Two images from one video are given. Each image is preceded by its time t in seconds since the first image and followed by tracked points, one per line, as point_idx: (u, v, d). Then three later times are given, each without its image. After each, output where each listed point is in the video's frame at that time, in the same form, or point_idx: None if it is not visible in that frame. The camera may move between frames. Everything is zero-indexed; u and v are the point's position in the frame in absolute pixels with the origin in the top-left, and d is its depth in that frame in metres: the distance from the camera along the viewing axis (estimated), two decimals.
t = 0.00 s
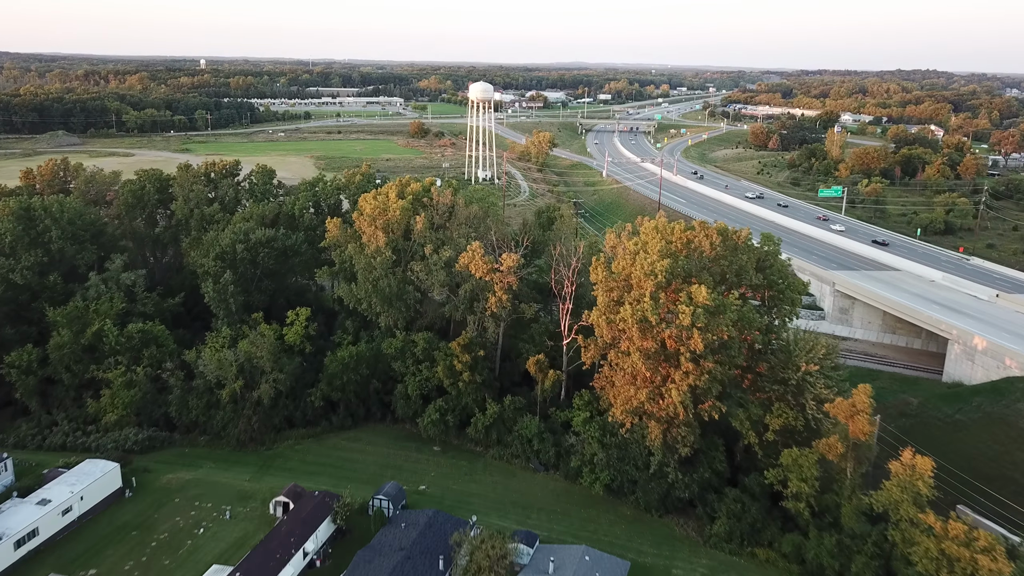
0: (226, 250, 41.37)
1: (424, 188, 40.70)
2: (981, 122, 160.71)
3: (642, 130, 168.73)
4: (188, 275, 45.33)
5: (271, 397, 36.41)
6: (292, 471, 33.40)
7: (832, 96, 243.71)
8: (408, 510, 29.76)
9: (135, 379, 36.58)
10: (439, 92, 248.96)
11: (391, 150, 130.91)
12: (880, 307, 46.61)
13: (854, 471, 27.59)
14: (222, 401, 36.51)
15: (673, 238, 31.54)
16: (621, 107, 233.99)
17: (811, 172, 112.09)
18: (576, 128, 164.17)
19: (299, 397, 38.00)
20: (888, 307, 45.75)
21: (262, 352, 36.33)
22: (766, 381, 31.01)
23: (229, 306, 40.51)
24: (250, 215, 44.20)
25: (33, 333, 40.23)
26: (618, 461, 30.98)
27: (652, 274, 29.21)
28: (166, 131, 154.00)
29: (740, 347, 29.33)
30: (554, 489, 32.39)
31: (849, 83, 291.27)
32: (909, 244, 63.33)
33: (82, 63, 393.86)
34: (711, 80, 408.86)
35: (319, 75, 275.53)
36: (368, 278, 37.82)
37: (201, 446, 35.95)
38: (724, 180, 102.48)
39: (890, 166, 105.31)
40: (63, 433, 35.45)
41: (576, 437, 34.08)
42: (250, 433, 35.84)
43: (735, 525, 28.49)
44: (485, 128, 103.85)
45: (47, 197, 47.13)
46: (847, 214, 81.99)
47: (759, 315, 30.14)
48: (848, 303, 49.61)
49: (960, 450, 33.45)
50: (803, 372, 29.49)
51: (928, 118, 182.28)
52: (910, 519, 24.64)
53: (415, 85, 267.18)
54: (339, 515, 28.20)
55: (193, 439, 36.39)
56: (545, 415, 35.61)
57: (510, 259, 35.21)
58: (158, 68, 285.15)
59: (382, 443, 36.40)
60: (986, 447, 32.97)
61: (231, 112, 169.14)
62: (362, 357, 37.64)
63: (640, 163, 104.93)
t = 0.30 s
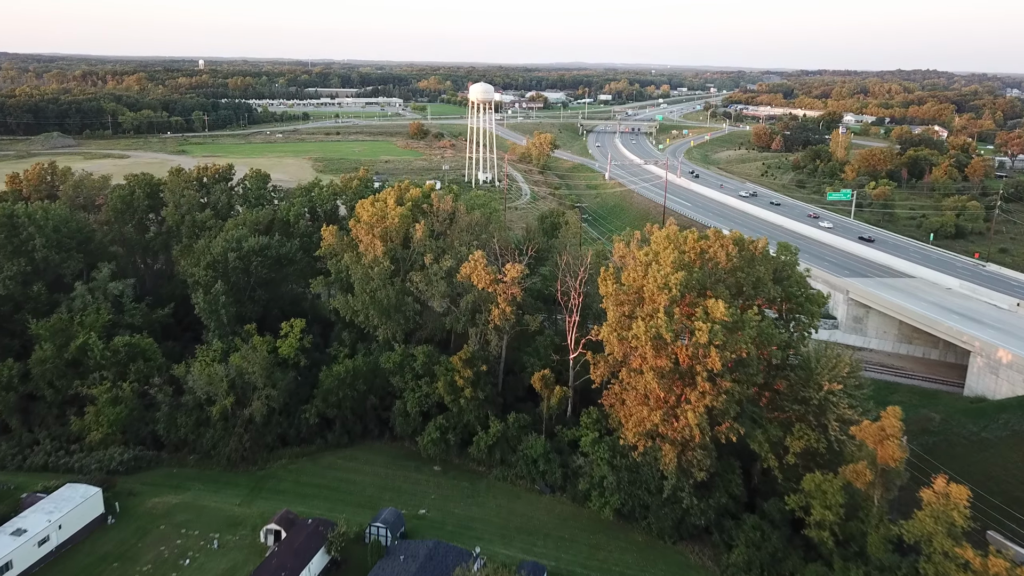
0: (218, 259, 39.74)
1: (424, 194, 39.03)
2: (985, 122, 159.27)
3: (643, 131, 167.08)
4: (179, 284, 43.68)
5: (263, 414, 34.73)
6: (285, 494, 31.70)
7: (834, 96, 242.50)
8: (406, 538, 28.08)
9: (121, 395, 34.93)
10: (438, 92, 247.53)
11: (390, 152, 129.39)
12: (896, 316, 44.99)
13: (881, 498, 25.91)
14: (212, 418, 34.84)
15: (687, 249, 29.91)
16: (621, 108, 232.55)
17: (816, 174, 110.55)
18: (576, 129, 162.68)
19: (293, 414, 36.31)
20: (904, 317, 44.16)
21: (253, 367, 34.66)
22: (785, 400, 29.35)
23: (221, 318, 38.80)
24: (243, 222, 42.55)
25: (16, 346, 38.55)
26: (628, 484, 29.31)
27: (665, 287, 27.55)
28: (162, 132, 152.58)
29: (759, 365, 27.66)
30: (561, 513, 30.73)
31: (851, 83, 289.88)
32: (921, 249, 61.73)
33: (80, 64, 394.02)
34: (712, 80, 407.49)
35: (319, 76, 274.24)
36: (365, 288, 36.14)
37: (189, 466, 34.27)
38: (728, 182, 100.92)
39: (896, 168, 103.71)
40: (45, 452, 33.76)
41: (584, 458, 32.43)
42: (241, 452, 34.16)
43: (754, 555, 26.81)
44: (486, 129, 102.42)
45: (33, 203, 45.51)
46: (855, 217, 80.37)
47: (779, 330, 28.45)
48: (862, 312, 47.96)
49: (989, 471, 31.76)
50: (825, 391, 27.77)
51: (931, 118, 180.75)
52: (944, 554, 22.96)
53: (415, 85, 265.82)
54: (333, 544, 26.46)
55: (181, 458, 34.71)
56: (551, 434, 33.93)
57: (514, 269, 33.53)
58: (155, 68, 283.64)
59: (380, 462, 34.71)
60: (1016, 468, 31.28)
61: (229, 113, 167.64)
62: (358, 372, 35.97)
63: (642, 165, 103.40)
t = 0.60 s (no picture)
0: (208, 269, 38.04)
1: (423, 201, 37.33)
2: (990, 123, 157.63)
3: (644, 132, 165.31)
4: (169, 294, 41.97)
5: (255, 433, 33.03)
6: (278, 519, 30.00)
7: (836, 96, 240.80)
8: (406, 569, 26.41)
9: (105, 413, 33.20)
10: (437, 92, 245.81)
11: (389, 153, 127.76)
12: (914, 326, 43.36)
13: (912, 529, 24.27)
14: (201, 437, 33.17)
15: (702, 261, 28.24)
16: (622, 108, 230.95)
17: (821, 176, 108.88)
18: (578, 130, 161.02)
19: (287, 433, 34.63)
20: (922, 327, 42.55)
21: (244, 384, 32.97)
22: (806, 421, 27.80)
23: (212, 331, 37.06)
24: (235, 230, 40.85)
25: None
26: (640, 510, 27.71)
27: (681, 302, 25.93)
28: (159, 133, 150.99)
29: (780, 386, 25.99)
30: (569, 540, 29.05)
31: (853, 83, 288.30)
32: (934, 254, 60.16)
33: (77, 64, 397.97)
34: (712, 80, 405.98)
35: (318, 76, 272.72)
36: (362, 301, 34.45)
37: (177, 488, 32.56)
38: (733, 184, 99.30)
39: (903, 170, 102.02)
40: (25, 473, 32.05)
41: (593, 480, 30.82)
42: (232, 473, 32.46)
43: None
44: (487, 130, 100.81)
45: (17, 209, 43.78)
46: (864, 220, 78.71)
47: (801, 348, 26.80)
48: (877, 322, 46.31)
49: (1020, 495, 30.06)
50: (850, 413, 26.14)
51: (935, 118, 179.09)
52: None
53: (414, 86, 263.98)
54: None
55: (169, 479, 32.97)
56: (558, 454, 32.28)
57: (519, 281, 31.84)
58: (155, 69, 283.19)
59: (378, 483, 33.00)
60: None
61: (226, 114, 165.95)
62: (355, 388, 34.28)
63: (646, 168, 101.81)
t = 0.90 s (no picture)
0: (198, 280, 36.32)
1: (422, 208, 35.64)
2: (994, 124, 156.09)
3: (646, 133, 163.74)
4: (158, 305, 40.32)
5: (245, 454, 31.38)
6: (268, 548, 28.29)
7: (837, 96, 239.45)
8: None
9: (88, 434, 31.49)
10: (436, 93, 244.27)
11: (388, 155, 126.19)
12: (932, 338, 41.78)
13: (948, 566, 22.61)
14: (189, 458, 31.48)
15: (718, 275, 26.66)
16: (623, 109, 229.38)
17: (826, 178, 107.29)
18: (578, 131, 159.49)
19: (280, 453, 33.00)
20: (942, 339, 40.95)
21: (235, 402, 31.29)
22: (830, 445, 26.21)
23: (201, 344, 35.40)
24: (226, 238, 39.19)
25: None
26: (653, 541, 26.11)
27: (699, 320, 24.27)
28: (155, 135, 149.44)
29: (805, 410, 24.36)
30: (578, 570, 27.41)
31: (854, 83, 286.91)
32: (946, 259, 58.63)
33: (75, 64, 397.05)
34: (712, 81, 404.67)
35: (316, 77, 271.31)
36: (358, 314, 32.76)
37: (164, 512, 30.86)
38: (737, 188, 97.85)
39: (909, 172, 100.36)
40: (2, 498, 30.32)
41: (602, 505, 29.24)
42: (221, 497, 30.76)
43: None
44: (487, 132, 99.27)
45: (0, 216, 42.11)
46: (872, 224, 77.07)
47: (826, 368, 25.15)
48: (893, 332, 44.73)
49: None
50: (879, 438, 24.48)
51: (938, 119, 177.58)
52: None
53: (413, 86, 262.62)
54: None
55: (154, 503, 31.24)
56: (565, 477, 30.61)
57: (524, 294, 30.14)
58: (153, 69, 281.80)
59: (375, 507, 31.31)
60: None
61: (224, 116, 164.40)
62: (351, 406, 32.64)
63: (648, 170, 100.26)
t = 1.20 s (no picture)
0: (187, 291, 34.61)
1: (421, 216, 33.93)
2: (998, 124, 154.57)
3: (647, 133, 162.07)
4: (146, 317, 38.62)
5: (235, 478, 29.67)
6: None
7: (839, 96, 238.00)
8: None
9: (68, 456, 29.76)
10: (436, 93, 242.60)
11: (387, 156, 124.58)
12: (953, 350, 40.14)
13: None
14: (176, 482, 29.76)
15: (737, 291, 24.98)
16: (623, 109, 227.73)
17: (832, 180, 105.67)
18: (579, 132, 157.90)
19: (272, 476, 31.29)
20: (963, 351, 39.30)
21: (224, 422, 29.60)
22: (857, 472, 24.56)
23: (190, 360, 33.68)
24: (217, 247, 37.47)
25: None
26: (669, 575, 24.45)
27: (719, 341, 22.64)
28: (151, 136, 147.62)
29: (832, 438, 22.71)
30: None
31: (855, 83, 285.54)
32: (960, 265, 57.08)
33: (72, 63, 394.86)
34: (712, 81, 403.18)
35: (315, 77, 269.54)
36: (354, 329, 31.10)
37: (148, 539, 29.14)
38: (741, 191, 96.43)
39: (916, 174, 98.76)
40: None
41: (613, 533, 27.58)
42: (209, 524, 29.03)
43: None
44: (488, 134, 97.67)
45: None
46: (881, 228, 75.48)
47: (854, 391, 23.50)
48: (910, 344, 43.10)
49: None
50: (912, 467, 22.74)
51: (941, 120, 176.19)
52: None
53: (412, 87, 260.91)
54: None
55: (139, 529, 29.52)
56: (574, 502, 28.95)
57: (529, 308, 28.46)
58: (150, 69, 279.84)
59: (372, 533, 29.63)
60: None
61: (221, 116, 162.67)
62: (347, 426, 30.96)
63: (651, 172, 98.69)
